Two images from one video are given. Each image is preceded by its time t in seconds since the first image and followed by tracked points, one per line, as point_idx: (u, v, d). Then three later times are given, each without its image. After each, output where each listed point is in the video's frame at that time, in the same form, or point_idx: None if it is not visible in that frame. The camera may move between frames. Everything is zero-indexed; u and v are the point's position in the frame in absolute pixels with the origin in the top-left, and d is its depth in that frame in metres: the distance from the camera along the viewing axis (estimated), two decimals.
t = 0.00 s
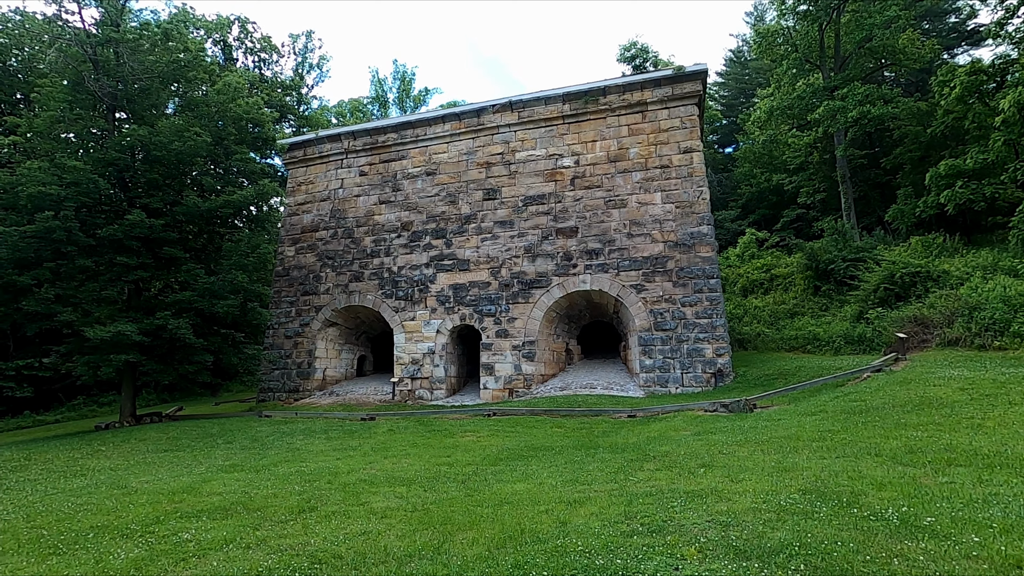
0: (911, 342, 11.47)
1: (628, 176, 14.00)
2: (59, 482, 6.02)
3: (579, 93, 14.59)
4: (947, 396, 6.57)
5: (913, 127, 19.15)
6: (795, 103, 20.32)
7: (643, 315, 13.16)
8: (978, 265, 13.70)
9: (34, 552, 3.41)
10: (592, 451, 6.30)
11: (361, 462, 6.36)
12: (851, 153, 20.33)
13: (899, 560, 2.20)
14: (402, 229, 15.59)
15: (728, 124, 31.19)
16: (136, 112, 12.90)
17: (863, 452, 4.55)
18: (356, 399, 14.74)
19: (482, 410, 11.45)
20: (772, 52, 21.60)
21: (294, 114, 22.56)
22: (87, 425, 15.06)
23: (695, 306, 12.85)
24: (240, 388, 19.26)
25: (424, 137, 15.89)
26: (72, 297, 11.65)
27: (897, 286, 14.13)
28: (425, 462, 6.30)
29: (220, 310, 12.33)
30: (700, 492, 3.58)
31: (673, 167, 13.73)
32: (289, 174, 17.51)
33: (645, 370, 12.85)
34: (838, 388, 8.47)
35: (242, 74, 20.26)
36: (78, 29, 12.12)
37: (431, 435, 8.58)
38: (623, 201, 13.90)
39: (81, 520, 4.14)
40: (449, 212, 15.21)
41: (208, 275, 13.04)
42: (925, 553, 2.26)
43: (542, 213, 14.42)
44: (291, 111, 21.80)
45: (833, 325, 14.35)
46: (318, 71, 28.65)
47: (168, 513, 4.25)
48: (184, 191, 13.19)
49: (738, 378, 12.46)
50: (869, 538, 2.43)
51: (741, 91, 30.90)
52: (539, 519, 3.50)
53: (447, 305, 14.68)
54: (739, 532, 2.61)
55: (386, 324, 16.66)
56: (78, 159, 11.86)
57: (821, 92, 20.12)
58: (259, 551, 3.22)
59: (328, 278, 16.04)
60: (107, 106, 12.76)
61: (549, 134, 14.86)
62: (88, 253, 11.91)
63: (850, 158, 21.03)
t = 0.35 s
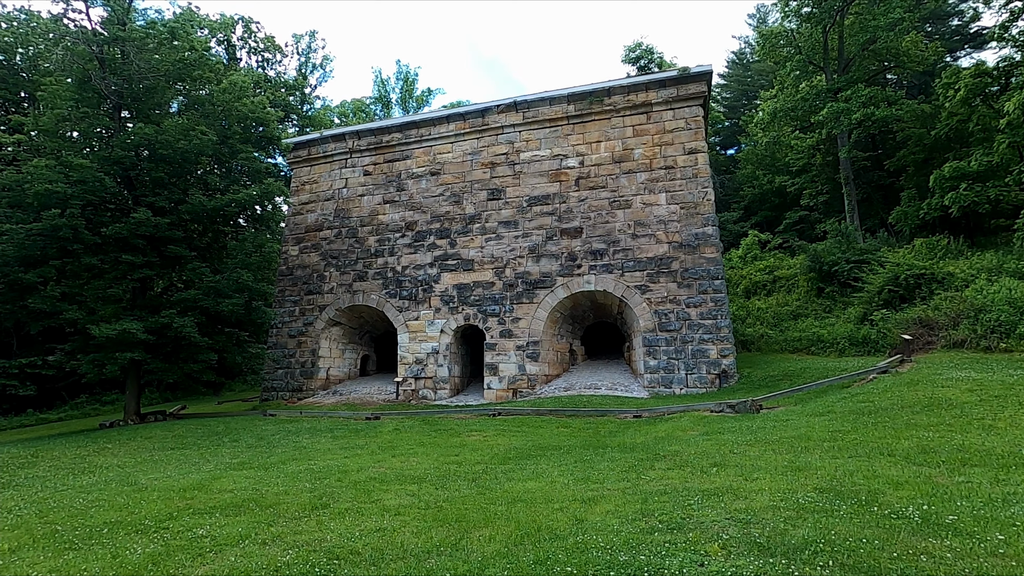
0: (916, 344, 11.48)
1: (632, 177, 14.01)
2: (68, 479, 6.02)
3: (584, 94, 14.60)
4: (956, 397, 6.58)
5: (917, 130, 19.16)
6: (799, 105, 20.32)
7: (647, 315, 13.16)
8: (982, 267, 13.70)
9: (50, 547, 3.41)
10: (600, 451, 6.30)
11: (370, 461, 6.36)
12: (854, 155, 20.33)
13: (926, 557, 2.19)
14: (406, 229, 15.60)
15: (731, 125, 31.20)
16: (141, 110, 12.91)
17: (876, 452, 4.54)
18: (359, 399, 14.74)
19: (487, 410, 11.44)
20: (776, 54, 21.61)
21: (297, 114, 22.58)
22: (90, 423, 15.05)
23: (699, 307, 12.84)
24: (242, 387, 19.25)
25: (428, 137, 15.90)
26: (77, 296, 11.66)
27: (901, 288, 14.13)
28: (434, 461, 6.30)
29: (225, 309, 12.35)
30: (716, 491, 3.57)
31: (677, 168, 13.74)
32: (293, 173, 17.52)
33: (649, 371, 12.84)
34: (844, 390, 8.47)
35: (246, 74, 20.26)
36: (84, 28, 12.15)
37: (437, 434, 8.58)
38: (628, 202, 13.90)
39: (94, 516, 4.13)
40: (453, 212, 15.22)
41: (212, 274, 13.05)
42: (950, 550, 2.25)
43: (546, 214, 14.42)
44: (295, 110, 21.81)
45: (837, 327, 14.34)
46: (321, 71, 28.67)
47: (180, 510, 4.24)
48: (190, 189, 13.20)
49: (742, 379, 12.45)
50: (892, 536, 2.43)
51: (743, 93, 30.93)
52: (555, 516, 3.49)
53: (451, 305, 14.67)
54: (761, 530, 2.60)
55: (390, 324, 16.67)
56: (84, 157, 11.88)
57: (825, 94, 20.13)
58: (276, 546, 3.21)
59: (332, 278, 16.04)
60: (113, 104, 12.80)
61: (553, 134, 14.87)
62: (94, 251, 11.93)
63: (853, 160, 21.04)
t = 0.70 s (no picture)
0: (916, 344, 11.54)
1: (634, 176, 14.00)
2: (71, 476, 5.98)
3: (585, 93, 14.59)
4: (961, 396, 6.62)
5: (916, 130, 19.22)
6: (798, 105, 20.36)
7: (649, 315, 13.16)
8: (982, 267, 13.76)
9: (61, 543, 3.39)
10: (606, 449, 6.29)
11: (376, 458, 6.35)
12: (854, 156, 20.38)
13: (952, 553, 2.20)
14: (407, 227, 15.56)
15: (730, 125, 31.24)
16: (141, 106, 12.84)
17: (885, 450, 4.55)
18: (360, 397, 14.71)
19: (489, 408, 11.44)
20: (776, 54, 21.63)
21: (297, 111, 22.50)
22: (89, 421, 14.97)
23: (701, 307, 12.86)
24: (241, 384, 19.19)
25: (430, 135, 15.86)
26: (77, 292, 11.59)
27: (902, 288, 14.19)
28: (440, 458, 6.29)
29: (226, 306, 12.31)
30: (731, 488, 3.58)
31: (679, 167, 13.75)
32: (293, 171, 17.45)
33: (650, 370, 12.86)
34: (847, 389, 8.49)
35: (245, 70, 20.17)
36: (84, 23, 12.06)
37: (440, 432, 8.56)
38: (630, 201, 13.90)
39: (103, 513, 4.11)
40: (455, 210, 15.19)
41: (213, 271, 13.00)
42: (975, 548, 2.26)
43: (548, 212, 14.41)
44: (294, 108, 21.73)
45: (837, 326, 14.39)
46: (320, 68, 28.58)
47: (190, 506, 4.23)
48: (190, 186, 13.14)
49: (743, 378, 12.47)
50: (915, 533, 2.43)
51: (742, 94, 30.96)
52: (570, 513, 3.48)
53: (452, 303, 14.65)
54: (782, 526, 2.60)
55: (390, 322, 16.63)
56: (84, 153, 11.80)
57: (825, 94, 20.17)
58: (290, 543, 3.19)
59: (332, 276, 16.00)
60: (113, 100, 12.73)
61: (555, 133, 14.86)
62: (93, 248, 11.86)
63: (853, 161, 21.09)
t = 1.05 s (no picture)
0: (917, 343, 11.60)
1: (636, 174, 14.00)
2: (76, 471, 5.96)
3: (588, 91, 14.58)
4: (965, 395, 6.66)
5: (917, 130, 19.26)
6: (799, 104, 20.39)
7: (651, 313, 13.18)
8: (982, 267, 13.81)
9: (75, 536, 3.38)
10: (612, 446, 6.29)
11: (382, 454, 6.34)
12: (854, 155, 20.42)
13: (976, 549, 2.21)
14: (408, 224, 15.53)
15: (729, 125, 31.24)
16: (142, 100, 12.77)
17: (894, 448, 4.57)
18: (360, 394, 14.68)
19: (491, 405, 11.44)
20: (776, 54, 21.64)
21: (296, 107, 22.41)
22: (87, 416, 14.91)
23: (702, 305, 12.88)
24: (240, 381, 19.14)
25: (431, 132, 15.82)
26: (77, 287, 11.54)
27: (902, 287, 14.24)
28: (446, 455, 6.29)
29: (227, 302, 12.28)
30: (745, 485, 3.58)
31: (681, 165, 13.75)
32: (294, 167, 17.39)
33: (652, 369, 12.88)
34: (850, 388, 8.53)
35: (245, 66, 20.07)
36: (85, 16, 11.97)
37: (444, 429, 8.56)
38: (632, 199, 13.90)
39: (114, 507, 4.10)
40: (456, 207, 15.17)
41: (214, 267, 12.96)
42: (998, 543, 2.28)
43: (550, 210, 14.39)
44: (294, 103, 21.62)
45: (837, 325, 14.44)
46: (320, 64, 28.48)
47: (200, 501, 4.22)
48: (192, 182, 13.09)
49: (744, 377, 12.51)
50: (936, 529, 2.44)
51: (742, 93, 30.95)
52: (585, 509, 3.49)
53: (453, 301, 14.64)
54: (802, 522, 2.61)
55: (390, 319, 16.60)
56: (85, 147, 11.74)
57: (826, 94, 20.19)
58: (305, 538, 3.19)
59: (333, 272, 15.96)
60: (113, 94, 12.66)
61: (557, 131, 14.85)
62: (94, 243, 11.81)
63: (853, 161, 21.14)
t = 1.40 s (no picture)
0: (914, 341, 11.74)
1: (636, 173, 14.06)
2: (80, 468, 5.93)
3: (587, 90, 14.61)
4: (965, 392, 6.74)
5: (912, 131, 19.41)
6: (796, 105, 20.51)
7: (650, 311, 13.24)
8: (977, 267, 13.95)
9: (91, 532, 3.38)
10: (617, 443, 6.32)
11: (389, 452, 6.35)
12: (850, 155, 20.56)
13: (995, 539, 2.26)
14: (407, 222, 15.52)
15: (725, 125, 31.35)
16: (140, 97, 12.68)
17: (899, 443, 4.63)
18: (359, 392, 14.66)
19: (492, 403, 11.46)
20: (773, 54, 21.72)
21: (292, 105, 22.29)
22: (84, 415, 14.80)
23: (702, 304, 12.95)
24: (237, 379, 19.05)
25: (430, 130, 15.82)
26: (75, 285, 11.46)
27: (898, 287, 14.37)
28: (452, 452, 6.30)
29: (227, 300, 12.25)
30: (757, 479, 3.63)
31: (680, 165, 13.81)
32: (292, 165, 17.32)
33: (651, 367, 12.95)
34: (849, 385, 8.61)
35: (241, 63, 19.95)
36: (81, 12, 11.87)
37: (446, 426, 8.57)
38: (631, 198, 13.95)
39: (126, 504, 4.08)
40: (455, 206, 15.17)
41: (212, 264, 12.91)
42: (1016, 533, 2.33)
43: (549, 209, 14.42)
44: (290, 101, 21.52)
45: (834, 323, 14.54)
46: (315, 62, 28.36)
47: (212, 497, 4.22)
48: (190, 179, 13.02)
49: (743, 375, 12.59)
50: (953, 520, 2.49)
51: (737, 93, 30.97)
52: (600, 503, 3.52)
53: (452, 299, 14.64)
54: (820, 514, 2.65)
55: (389, 317, 16.59)
56: (83, 144, 11.65)
57: (823, 94, 20.31)
58: (324, 533, 3.21)
59: (331, 271, 15.93)
60: (111, 91, 12.58)
61: (557, 130, 14.88)
62: (92, 240, 11.73)
63: (849, 161, 21.29)
